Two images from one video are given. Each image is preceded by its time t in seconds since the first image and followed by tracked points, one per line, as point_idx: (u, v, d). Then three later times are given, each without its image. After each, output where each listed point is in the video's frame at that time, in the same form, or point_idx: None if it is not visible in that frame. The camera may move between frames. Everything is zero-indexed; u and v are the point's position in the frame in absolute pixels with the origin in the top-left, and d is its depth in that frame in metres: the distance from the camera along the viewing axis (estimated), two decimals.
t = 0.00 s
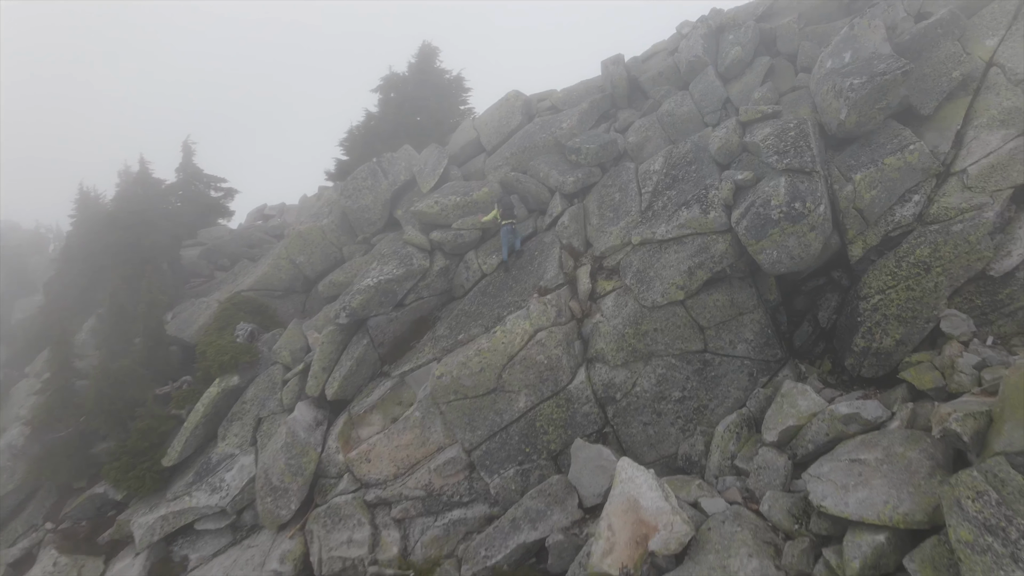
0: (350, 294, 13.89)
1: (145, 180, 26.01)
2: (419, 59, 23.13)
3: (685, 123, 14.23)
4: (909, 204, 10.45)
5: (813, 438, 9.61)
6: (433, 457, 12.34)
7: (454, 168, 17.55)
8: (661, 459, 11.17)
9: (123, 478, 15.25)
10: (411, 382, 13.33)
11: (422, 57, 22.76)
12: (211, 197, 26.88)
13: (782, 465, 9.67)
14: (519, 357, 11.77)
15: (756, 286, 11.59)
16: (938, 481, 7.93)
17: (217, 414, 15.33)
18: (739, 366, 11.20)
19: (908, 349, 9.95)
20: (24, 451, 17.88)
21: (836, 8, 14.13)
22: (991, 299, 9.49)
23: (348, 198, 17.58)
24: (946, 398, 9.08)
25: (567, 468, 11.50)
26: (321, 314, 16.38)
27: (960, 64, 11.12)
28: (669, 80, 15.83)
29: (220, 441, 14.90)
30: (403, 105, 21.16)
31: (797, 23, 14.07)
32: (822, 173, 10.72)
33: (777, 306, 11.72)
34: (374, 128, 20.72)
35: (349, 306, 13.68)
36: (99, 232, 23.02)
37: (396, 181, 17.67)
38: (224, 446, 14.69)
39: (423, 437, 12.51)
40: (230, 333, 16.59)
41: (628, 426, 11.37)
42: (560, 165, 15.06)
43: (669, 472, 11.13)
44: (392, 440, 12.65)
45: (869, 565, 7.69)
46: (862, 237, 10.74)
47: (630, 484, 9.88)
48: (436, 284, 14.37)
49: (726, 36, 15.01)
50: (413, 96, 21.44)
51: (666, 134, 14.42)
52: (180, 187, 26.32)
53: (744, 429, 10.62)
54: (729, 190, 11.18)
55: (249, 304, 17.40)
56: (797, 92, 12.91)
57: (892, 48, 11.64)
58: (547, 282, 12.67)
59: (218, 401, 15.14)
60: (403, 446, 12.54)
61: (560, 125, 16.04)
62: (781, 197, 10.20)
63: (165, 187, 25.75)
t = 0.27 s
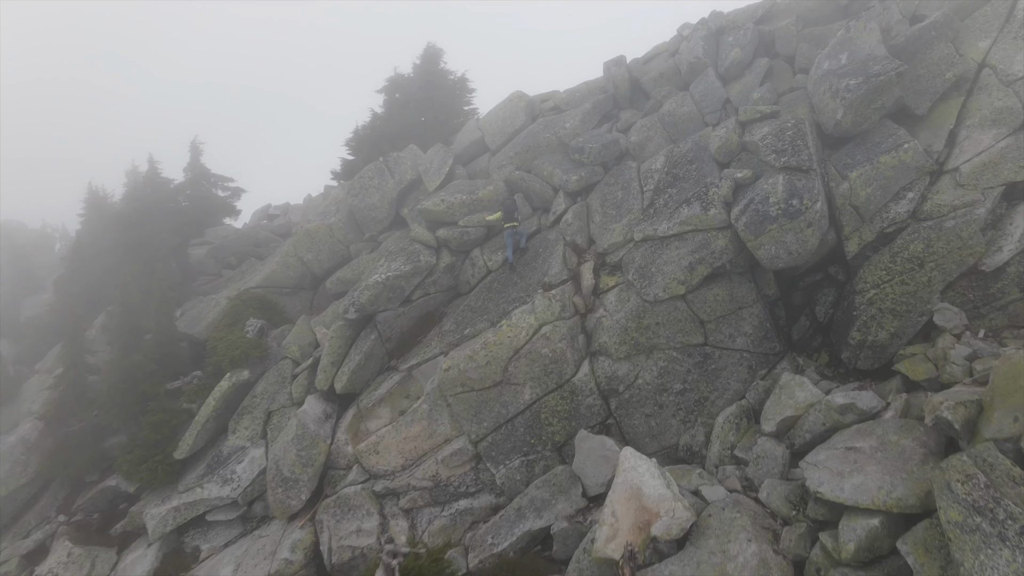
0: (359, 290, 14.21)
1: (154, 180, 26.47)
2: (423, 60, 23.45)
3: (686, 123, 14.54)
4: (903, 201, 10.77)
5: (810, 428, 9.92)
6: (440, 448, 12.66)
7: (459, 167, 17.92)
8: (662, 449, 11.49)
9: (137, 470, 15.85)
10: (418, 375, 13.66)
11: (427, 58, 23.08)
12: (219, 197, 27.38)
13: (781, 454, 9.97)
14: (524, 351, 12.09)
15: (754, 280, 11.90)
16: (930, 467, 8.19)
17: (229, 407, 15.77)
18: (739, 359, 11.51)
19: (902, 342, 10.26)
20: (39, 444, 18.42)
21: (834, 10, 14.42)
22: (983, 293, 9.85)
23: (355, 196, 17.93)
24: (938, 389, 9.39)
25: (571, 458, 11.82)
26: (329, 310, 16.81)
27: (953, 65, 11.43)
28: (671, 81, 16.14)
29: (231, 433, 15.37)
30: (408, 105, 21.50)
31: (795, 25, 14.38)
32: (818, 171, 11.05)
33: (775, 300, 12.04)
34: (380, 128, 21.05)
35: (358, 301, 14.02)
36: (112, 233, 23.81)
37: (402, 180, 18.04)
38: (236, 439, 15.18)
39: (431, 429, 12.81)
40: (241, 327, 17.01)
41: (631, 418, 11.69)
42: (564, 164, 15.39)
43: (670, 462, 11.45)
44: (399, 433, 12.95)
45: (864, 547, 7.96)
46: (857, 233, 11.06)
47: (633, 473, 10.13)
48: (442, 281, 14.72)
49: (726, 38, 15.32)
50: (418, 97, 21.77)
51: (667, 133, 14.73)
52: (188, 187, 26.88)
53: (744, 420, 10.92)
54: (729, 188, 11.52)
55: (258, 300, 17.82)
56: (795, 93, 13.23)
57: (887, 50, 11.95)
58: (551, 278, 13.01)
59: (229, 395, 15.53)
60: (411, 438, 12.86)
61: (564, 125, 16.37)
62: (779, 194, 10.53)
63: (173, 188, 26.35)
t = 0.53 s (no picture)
0: (368, 288, 14.55)
1: (163, 182, 26.92)
2: (427, 64, 23.87)
3: (686, 124, 14.92)
4: (897, 199, 11.13)
5: (807, 418, 10.25)
6: (447, 441, 12.99)
7: (464, 168, 18.32)
8: (664, 441, 11.82)
9: (150, 464, 16.34)
10: (425, 370, 14.00)
11: (431, 62, 23.51)
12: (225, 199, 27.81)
13: (779, 444, 10.28)
14: (530, 345, 12.43)
15: (753, 277, 12.25)
16: (922, 453, 8.51)
17: (240, 403, 16.30)
18: (738, 353, 11.85)
19: (896, 336, 10.60)
20: (53, 440, 18.90)
21: (831, 15, 14.80)
22: (974, 288, 10.22)
23: (362, 196, 18.31)
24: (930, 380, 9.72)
25: (575, 450, 12.15)
26: (338, 308, 17.22)
27: (945, 68, 11.81)
28: (671, 84, 16.53)
29: (242, 428, 15.90)
30: (413, 108, 21.89)
31: (792, 30, 14.77)
32: (815, 170, 11.42)
33: (773, 296, 12.39)
34: (385, 130, 21.45)
35: (367, 298, 14.36)
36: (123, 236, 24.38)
37: (408, 181, 18.40)
38: (246, 434, 15.69)
39: (438, 423, 13.15)
40: (251, 325, 17.56)
41: (633, 410, 12.02)
42: (567, 165, 15.76)
43: (672, 453, 11.78)
44: (407, 426, 13.32)
45: (859, 530, 8.27)
46: (852, 231, 11.42)
47: (636, 462, 10.50)
48: (448, 279, 15.06)
49: (725, 42, 15.72)
50: (422, 100, 22.17)
51: (668, 134, 15.10)
52: (196, 188, 27.33)
53: (744, 411, 11.25)
54: (728, 186, 11.89)
55: (267, 299, 18.24)
56: (792, 95, 13.60)
57: (881, 53, 12.33)
58: (555, 275, 13.37)
59: (240, 390, 16.05)
60: (419, 431, 13.20)
61: (566, 127, 16.75)
62: (776, 192, 10.90)
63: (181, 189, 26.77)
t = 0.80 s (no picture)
0: (375, 287, 14.91)
1: (170, 185, 27.32)
2: (431, 70, 24.29)
3: (685, 128, 15.29)
4: (891, 199, 11.46)
5: (804, 412, 10.55)
6: (453, 437, 13.30)
7: (468, 171, 18.73)
8: (665, 435, 12.13)
9: (160, 461, 16.66)
10: (431, 367, 14.33)
11: (434, 67, 23.93)
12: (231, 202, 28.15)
13: (777, 437, 10.60)
14: (534, 342, 12.74)
15: (751, 275, 12.57)
16: (915, 443, 8.81)
17: (248, 400, 16.64)
18: (737, 349, 12.17)
19: (890, 332, 10.90)
20: (65, 438, 19.31)
21: (826, 21, 15.20)
22: (965, 286, 10.54)
23: (368, 199, 18.67)
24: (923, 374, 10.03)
25: (578, 445, 12.46)
26: (345, 308, 17.60)
27: (936, 73, 12.17)
28: (670, 89, 16.92)
29: (251, 425, 16.27)
30: (417, 112, 22.29)
31: (788, 37, 15.18)
32: (810, 171, 11.78)
33: (771, 294, 12.72)
34: (390, 134, 21.84)
35: (375, 297, 14.71)
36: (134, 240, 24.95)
37: (414, 183, 18.73)
38: (255, 431, 16.04)
39: (444, 418, 13.48)
40: (259, 325, 17.95)
41: (635, 406, 12.34)
42: (569, 167, 16.14)
43: (673, 448, 12.09)
44: (414, 422, 13.65)
45: (853, 517, 8.58)
46: (847, 230, 11.76)
47: (638, 455, 10.88)
48: (454, 279, 15.41)
49: (723, 48, 16.12)
50: (426, 104, 22.57)
51: (667, 138, 15.47)
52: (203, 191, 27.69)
53: (742, 406, 11.56)
54: (726, 188, 12.26)
55: (275, 300, 18.62)
56: (789, 99, 13.97)
57: (874, 58, 12.71)
58: (558, 274, 13.72)
59: (249, 387, 16.41)
60: (426, 426, 13.54)
61: (568, 130, 17.15)
62: (773, 193, 11.26)
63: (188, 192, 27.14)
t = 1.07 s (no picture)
0: (385, 286, 15.41)
1: (182, 189, 27.90)
2: (436, 76, 24.87)
3: (684, 132, 15.77)
4: (882, 200, 11.89)
5: (799, 404, 10.95)
6: (460, 430, 13.73)
7: (474, 175, 19.28)
8: (665, 428, 12.55)
9: (174, 456, 17.12)
10: (439, 364, 14.81)
11: (441, 74, 24.52)
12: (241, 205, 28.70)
13: (772, 429, 11.01)
14: (538, 338, 13.18)
15: (748, 274, 13.02)
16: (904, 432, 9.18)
17: (260, 397, 17.15)
18: (734, 345, 12.65)
19: (882, 328, 11.30)
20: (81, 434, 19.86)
21: (821, 29, 15.67)
22: (954, 283, 10.96)
23: (376, 202, 19.17)
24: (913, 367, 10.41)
25: (581, 438, 12.89)
26: (353, 307, 18.11)
27: (927, 78, 12.63)
28: (671, 94, 17.42)
29: (262, 421, 16.74)
30: (423, 117, 22.84)
31: (784, 44, 15.68)
32: (805, 173, 12.25)
33: (767, 292, 13.15)
34: (397, 139, 22.39)
35: (384, 295, 15.20)
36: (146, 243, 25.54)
37: (421, 187, 19.25)
38: (267, 426, 16.52)
39: (451, 413, 13.91)
40: (271, 324, 18.45)
41: (636, 399, 12.76)
42: (572, 170, 16.65)
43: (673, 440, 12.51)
44: (422, 416, 14.10)
45: (843, 502, 9.01)
46: (841, 230, 12.18)
47: (638, 446, 11.28)
48: (460, 278, 15.86)
49: (721, 55, 16.63)
50: (433, 109, 23.12)
51: (667, 142, 15.96)
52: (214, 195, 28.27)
53: (739, 400, 12.00)
54: (724, 189, 12.76)
55: (285, 300, 19.14)
56: (784, 104, 14.43)
57: (866, 65, 13.18)
58: (562, 273, 14.18)
59: (261, 384, 16.95)
60: (433, 420, 13.97)
61: (571, 135, 17.68)
62: (769, 194, 11.76)
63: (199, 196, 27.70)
